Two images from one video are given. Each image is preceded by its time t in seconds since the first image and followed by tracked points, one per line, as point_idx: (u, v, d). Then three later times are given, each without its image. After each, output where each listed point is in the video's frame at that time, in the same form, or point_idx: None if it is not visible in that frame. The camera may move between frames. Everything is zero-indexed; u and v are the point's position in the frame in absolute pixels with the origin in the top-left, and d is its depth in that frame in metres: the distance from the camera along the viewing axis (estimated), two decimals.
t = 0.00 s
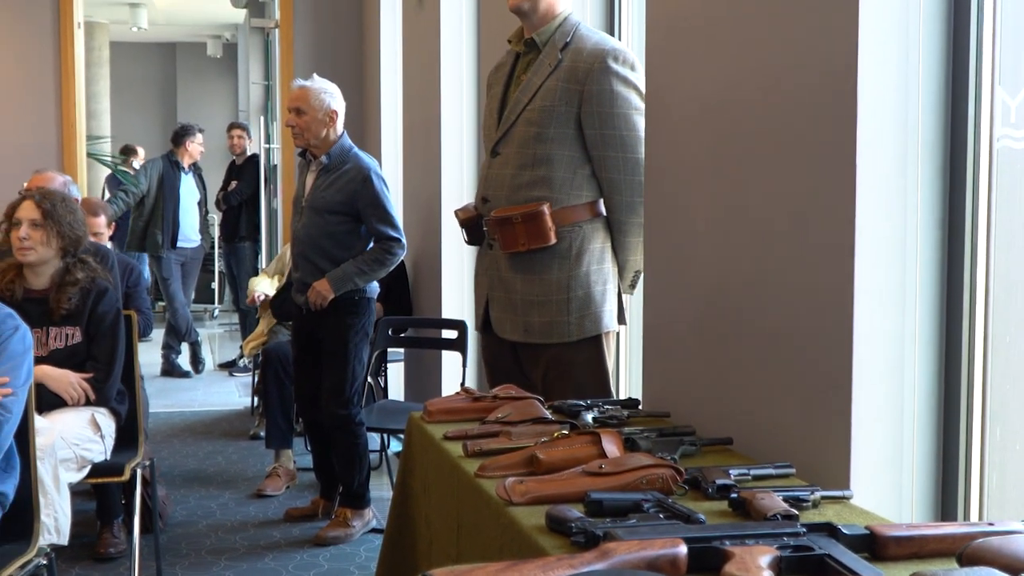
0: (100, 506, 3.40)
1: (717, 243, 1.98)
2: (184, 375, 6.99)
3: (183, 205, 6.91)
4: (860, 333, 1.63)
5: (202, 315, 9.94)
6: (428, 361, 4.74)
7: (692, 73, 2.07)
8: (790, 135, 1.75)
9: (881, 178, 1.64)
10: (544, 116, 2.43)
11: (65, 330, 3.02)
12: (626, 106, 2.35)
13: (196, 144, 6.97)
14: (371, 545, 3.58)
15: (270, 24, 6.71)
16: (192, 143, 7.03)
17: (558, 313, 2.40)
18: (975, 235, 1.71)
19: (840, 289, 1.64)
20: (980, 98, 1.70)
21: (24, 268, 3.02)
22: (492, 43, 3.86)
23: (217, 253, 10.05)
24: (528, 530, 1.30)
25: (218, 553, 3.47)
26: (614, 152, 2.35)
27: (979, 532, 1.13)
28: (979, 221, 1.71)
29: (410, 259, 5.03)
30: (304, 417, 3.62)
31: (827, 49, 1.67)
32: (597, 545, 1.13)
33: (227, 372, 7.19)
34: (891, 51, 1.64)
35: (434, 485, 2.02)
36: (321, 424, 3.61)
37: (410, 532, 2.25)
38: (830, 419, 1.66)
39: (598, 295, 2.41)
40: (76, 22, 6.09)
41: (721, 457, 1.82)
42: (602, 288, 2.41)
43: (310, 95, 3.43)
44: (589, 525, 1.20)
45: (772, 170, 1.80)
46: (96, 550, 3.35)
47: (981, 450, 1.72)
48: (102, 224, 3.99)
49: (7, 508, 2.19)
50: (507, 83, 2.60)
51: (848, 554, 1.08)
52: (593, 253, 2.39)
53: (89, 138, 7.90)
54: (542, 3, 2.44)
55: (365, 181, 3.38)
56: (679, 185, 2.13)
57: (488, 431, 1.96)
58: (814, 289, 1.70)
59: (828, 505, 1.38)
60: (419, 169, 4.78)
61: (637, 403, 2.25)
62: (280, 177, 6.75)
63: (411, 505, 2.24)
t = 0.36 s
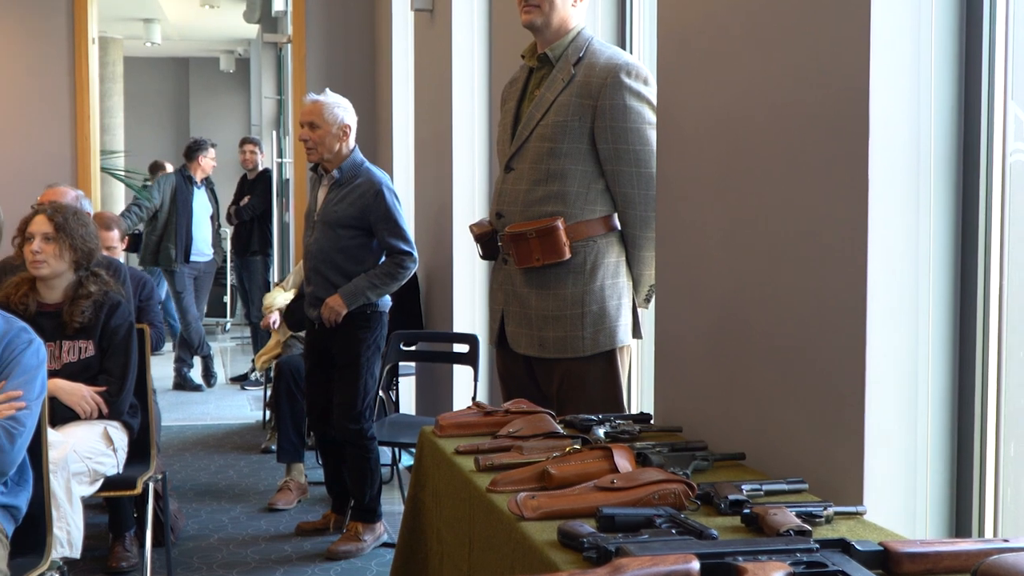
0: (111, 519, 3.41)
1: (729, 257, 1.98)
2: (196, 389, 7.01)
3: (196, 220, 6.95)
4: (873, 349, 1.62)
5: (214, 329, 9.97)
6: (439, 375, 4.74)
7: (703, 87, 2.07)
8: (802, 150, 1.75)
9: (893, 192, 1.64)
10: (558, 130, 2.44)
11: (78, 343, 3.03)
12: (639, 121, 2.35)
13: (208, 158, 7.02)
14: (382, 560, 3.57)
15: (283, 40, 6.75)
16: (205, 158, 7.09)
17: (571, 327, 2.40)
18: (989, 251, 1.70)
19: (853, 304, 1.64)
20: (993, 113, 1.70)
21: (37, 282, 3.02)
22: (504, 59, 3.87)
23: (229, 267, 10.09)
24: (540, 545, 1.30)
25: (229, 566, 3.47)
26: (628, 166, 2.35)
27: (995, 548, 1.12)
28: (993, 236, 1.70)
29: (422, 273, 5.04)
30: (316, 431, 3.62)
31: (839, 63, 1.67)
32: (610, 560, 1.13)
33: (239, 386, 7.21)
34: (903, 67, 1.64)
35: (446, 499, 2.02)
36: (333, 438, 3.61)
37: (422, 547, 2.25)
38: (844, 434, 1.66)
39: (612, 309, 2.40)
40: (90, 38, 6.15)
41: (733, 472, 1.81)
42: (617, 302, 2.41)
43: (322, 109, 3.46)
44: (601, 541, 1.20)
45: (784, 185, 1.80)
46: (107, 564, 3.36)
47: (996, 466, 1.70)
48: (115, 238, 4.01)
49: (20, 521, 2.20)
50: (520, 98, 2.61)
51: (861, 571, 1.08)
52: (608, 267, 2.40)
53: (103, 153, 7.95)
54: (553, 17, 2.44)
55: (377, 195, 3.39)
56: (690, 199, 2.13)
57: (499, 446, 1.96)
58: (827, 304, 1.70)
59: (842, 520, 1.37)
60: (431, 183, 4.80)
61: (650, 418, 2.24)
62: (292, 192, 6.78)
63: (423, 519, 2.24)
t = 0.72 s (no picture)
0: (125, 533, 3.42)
1: (743, 271, 1.98)
2: (209, 402, 7.03)
3: (208, 232, 6.99)
4: (888, 364, 1.62)
5: (227, 343, 10.00)
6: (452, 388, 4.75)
7: (717, 102, 2.07)
8: (816, 164, 1.74)
9: (908, 207, 1.63)
10: (567, 144, 2.44)
11: (92, 356, 3.04)
12: (648, 136, 2.35)
13: (220, 172, 7.06)
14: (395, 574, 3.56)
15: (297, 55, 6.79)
16: (217, 172, 7.13)
17: (578, 342, 2.40)
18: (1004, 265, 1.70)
19: (867, 318, 1.63)
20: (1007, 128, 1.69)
21: (51, 295, 3.02)
22: (517, 74, 3.88)
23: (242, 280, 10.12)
24: (554, 560, 1.30)
25: None
26: (636, 181, 2.35)
27: (1012, 564, 1.11)
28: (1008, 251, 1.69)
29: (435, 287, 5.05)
30: (329, 445, 3.63)
31: (852, 77, 1.67)
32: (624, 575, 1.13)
33: (252, 399, 7.22)
34: (916, 81, 1.64)
35: (459, 513, 2.02)
36: (346, 452, 3.62)
37: (434, 561, 2.25)
38: (858, 449, 1.65)
39: (618, 324, 2.41)
40: (106, 53, 6.20)
41: (748, 487, 1.81)
42: (623, 317, 2.41)
43: (336, 123, 3.47)
44: (615, 556, 1.20)
45: (797, 199, 1.80)
46: None
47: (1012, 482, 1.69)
48: (130, 251, 4.03)
49: (34, 534, 2.21)
50: (530, 112, 2.62)
51: None
52: (615, 282, 2.40)
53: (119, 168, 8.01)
54: (564, 32, 2.45)
55: (389, 209, 3.40)
56: (704, 214, 2.13)
57: (512, 460, 1.96)
58: (841, 318, 1.69)
59: (857, 536, 1.36)
60: (444, 198, 4.81)
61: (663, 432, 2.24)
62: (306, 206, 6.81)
63: (435, 533, 2.23)
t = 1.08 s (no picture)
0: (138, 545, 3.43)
1: (757, 285, 1.98)
2: (222, 415, 7.05)
3: (222, 244, 7.02)
4: (902, 379, 1.61)
5: (241, 356, 10.03)
6: (465, 402, 4.75)
7: (731, 115, 2.08)
8: (829, 177, 1.74)
9: (922, 221, 1.63)
10: (573, 158, 2.44)
11: (105, 368, 3.04)
12: (655, 151, 2.34)
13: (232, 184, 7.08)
14: None
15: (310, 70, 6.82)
16: (229, 184, 7.17)
17: (580, 356, 2.40)
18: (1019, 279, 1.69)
19: (882, 332, 1.63)
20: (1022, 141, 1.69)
21: (63, 308, 3.02)
22: (530, 88, 3.89)
23: (255, 293, 10.15)
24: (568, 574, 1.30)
25: None
26: (642, 196, 2.34)
27: None
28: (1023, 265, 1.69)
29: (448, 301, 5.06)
30: (342, 458, 3.63)
31: (865, 91, 1.67)
32: None
33: (265, 412, 7.24)
34: (930, 95, 1.64)
35: (472, 527, 2.02)
36: (359, 466, 3.62)
37: None
38: (873, 464, 1.64)
39: (622, 339, 2.40)
40: (122, 67, 6.22)
41: (762, 501, 1.80)
42: (626, 332, 2.40)
43: (349, 137, 3.49)
44: (629, 570, 1.20)
45: (811, 212, 1.80)
46: None
47: None
48: (144, 264, 4.05)
49: (48, 546, 2.21)
50: (537, 127, 2.62)
51: None
52: (619, 296, 2.39)
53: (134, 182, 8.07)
54: (572, 48, 2.45)
55: (401, 222, 3.41)
56: (717, 228, 2.13)
57: (525, 474, 1.96)
58: (856, 332, 1.69)
59: (872, 551, 1.36)
60: (457, 212, 4.82)
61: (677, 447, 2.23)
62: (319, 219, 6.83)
63: (448, 547, 2.24)
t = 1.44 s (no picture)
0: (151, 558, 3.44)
1: (770, 298, 1.97)
2: (235, 427, 7.06)
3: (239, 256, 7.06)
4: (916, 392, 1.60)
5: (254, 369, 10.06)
6: (477, 414, 4.74)
7: (744, 128, 2.08)
8: (843, 190, 1.74)
9: (935, 234, 1.63)
10: (578, 172, 2.44)
11: (119, 381, 3.06)
12: (660, 165, 2.35)
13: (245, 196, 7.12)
14: None
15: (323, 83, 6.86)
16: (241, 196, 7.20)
17: (581, 369, 2.40)
18: None
19: (896, 345, 1.62)
20: None
21: (78, 321, 3.04)
22: (542, 101, 3.91)
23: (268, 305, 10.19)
24: None
25: None
26: (647, 211, 2.34)
27: None
28: None
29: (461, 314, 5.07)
30: (355, 471, 3.63)
31: (878, 104, 1.67)
32: None
33: (278, 424, 7.25)
34: (943, 108, 1.64)
35: (484, 540, 2.02)
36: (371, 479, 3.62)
37: None
38: (888, 478, 1.63)
39: (623, 353, 2.40)
40: (136, 81, 6.26)
41: (776, 515, 1.79)
42: (627, 347, 2.40)
43: (360, 150, 3.50)
44: None
45: (824, 225, 1.79)
46: None
47: None
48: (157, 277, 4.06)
49: (62, 559, 2.22)
50: (543, 141, 2.63)
51: None
52: (621, 311, 2.39)
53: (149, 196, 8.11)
54: (578, 64, 2.45)
55: (413, 234, 3.43)
56: (730, 241, 2.13)
57: (538, 486, 1.96)
58: (869, 345, 1.68)
59: (887, 565, 1.35)
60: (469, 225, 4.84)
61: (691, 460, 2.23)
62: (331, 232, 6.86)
63: (460, 560, 2.23)
